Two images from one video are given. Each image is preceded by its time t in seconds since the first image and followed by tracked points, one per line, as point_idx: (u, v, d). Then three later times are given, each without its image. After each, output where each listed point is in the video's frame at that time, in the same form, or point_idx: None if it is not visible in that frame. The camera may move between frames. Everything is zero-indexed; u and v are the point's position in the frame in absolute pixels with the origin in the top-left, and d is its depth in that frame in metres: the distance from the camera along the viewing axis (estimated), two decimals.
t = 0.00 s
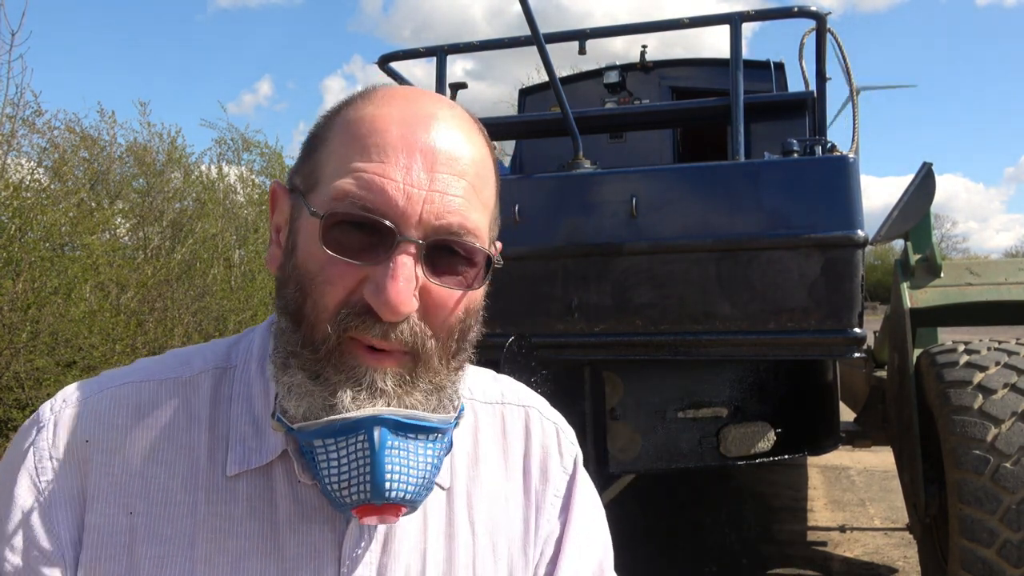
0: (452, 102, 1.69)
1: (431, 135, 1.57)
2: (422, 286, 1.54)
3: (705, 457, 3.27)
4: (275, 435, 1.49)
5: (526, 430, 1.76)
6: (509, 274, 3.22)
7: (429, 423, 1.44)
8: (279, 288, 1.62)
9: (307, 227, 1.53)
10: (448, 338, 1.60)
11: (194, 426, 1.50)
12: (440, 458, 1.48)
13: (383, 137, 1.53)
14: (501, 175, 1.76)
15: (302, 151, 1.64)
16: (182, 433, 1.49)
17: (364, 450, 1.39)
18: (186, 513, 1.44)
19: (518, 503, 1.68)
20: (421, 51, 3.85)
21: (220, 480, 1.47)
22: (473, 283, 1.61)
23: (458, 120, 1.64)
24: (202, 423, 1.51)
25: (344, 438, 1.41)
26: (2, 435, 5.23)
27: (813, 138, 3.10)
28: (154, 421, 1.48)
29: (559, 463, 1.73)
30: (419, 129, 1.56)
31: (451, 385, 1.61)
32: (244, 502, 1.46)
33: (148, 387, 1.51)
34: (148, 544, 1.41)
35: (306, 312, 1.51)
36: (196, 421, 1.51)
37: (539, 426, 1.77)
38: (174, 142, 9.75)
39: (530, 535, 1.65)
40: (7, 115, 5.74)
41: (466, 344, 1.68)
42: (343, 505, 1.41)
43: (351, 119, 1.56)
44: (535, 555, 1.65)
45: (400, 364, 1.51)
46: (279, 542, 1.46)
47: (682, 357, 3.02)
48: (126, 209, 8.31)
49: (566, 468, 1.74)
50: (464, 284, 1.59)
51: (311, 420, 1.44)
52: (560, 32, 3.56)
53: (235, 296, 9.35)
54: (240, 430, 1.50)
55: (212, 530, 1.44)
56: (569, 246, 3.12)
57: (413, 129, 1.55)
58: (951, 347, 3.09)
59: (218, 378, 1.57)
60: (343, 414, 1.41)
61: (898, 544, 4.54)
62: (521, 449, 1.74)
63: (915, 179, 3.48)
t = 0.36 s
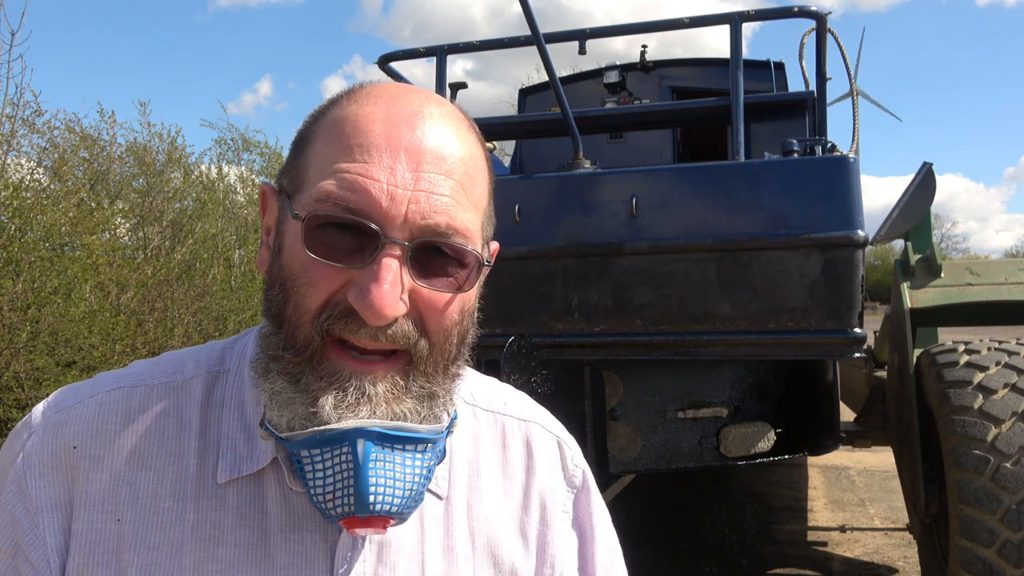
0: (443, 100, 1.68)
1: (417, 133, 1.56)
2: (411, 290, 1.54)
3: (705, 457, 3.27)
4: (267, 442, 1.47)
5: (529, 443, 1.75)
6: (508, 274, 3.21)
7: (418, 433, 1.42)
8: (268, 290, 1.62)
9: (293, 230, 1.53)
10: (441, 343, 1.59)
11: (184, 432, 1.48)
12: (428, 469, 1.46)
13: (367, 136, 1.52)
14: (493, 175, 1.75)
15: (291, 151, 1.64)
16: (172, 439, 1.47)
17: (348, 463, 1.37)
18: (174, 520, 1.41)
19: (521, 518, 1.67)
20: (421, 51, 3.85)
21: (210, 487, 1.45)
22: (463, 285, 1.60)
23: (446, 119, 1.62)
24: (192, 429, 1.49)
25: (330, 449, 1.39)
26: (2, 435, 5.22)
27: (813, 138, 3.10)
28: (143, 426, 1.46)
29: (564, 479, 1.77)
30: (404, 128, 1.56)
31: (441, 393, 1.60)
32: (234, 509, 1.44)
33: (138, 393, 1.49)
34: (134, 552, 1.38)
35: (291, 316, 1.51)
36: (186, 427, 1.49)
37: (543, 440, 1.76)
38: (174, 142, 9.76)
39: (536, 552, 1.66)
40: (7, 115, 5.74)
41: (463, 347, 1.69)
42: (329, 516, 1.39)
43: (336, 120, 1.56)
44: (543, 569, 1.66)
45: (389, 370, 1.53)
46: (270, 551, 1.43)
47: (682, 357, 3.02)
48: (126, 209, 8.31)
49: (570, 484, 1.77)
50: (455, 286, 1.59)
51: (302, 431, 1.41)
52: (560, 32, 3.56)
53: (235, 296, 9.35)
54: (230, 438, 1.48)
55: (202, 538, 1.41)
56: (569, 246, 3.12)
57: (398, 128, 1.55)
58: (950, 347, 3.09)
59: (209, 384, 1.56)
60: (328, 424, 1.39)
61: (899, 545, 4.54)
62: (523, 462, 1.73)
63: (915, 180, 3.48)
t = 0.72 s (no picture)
0: (438, 97, 1.67)
1: (414, 134, 1.56)
2: (411, 286, 1.54)
3: (705, 457, 3.27)
4: (279, 434, 1.46)
5: (530, 432, 1.78)
6: (509, 273, 3.21)
7: (429, 425, 1.42)
8: (276, 288, 1.62)
9: (296, 229, 1.53)
10: (443, 338, 1.60)
11: (199, 425, 1.48)
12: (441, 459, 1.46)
13: (365, 138, 1.52)
14: (492, 170, 1.75)
15: (295, 151, 1.64)
16: (188, 432, 1.46)
17: (364, 457, 1.36)
18: (194, 509, 1.41)
19: (528, 503, 1.69)
20: (421, 51, 3.85)
21: (228, 477, 1.45)
22: (463, 280, 1.60)
23: (443, 119, 1.62)
24: (207, 422, 1.48)
25: (345, 444, 1.37)
26: (2, 435, 5.22)
27: (813, 138, 3.10)
28: (159, 418, 1.46)
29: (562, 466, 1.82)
30: (401, 129, 1.55)
31: (444, 384, 1.62)
32: (253, 498, 1.44)
33: (153, 387, 1.49)
34: (155, 540, 1.38)
35: (296, 315, 1.52)
36: (200, 420, 1.49)
37: (542, 429, 1.81)
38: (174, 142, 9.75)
39: (544, 535, 1.69)
40: (7, 115, 5.74)
41: (466, 340, 1.70)
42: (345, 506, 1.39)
43: (336, 122, 1.56)
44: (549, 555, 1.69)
45: (391, 355, 1.53)
46: (288, 538, 1.43)
47: (682, 357, 3.02)
48: (126, 209, 8.31)
49: (568, 472, 1.82)
50: (456, 281, 1.59)
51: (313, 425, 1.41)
52: (560, 32, 3.56)
53: (235, 296, 9.35)
54: (245, 430, 1.48)
55: (222, 526, 1.41)
56: (569, 246, 3.12)
57: (395, 128, 1.54)
58: (950, 347, 3.08)
59: (221, 379, 1.55)
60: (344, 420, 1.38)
61: (898, 545, 4.54)
62: (527, 450, 1.75)
63: (915, 179, 3.48)
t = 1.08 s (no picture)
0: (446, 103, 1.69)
1: (430, 131, 1.57)
2: (432, 269, 1.55)
3: (705, 457, 3.27)
4: (300, 419, 1.46)
5: (525, 417, 1.79)
6: (509, 273, 3.21)
7: (446, 398, 1.46)
8: (296, 281, 1.61)
9: (320, 221, 1.53)
10: (458, 317, 1.61)
11: (220, 417, 1.47)
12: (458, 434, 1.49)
13: (385, 133, 1.52)
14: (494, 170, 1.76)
15: (311, 154, 1.64)
16: (211, 423, 1.46)
17: (389, 427, 1.40)
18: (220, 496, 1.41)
19: (529, 486, 1.69)
20: (421, 51, 3.85)
21: (251, 464, 1.44)
22: (477, 264, 1.62)
23: (454, 120, 1.63)
24: (228, 413, 1.48)
25: (369, 418, 1.41)
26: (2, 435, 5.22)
27: (813, 138, 3.10)
28: (182, 411, 1.45)
29: (556, 450, 1.81)
30: (418, 126, 1.56)
31: (458, 363, 1.63)
32: (275, 483, 1.44)
33: (174, 383, 1.48)
34: (186, 527, 1.38)
35: (320, 301, 1.52)
36: (221, 413, 1.48)
37: (535, 414, 1.81)
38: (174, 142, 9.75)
39: (544, 517, 1.69)
40: (7, 115, 5.73)
41: (476, 324, 1.71)
42: (370, 478, 1.41)
43: (355, 122, 1.56)
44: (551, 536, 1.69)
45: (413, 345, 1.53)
46: (311, 517, 1.44)
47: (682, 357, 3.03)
48: (126, 209, 8.30)
49: (562, 455, 1.81)
50: (469, 267, 1.60)
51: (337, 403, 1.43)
52: (560, 32, 3.56)
53: (235, 296, 9.34)
54: (265, 417, 1.47)
55: (248, 511, 1.41)
56: (569, 246, 3.12)
57: (413, 125, 1.55)
58: (950, 347, 3.09)
59: (239, 373, 1.54)
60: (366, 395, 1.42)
61: (898, 545, 4.54)
62: (524, 436, 1.76)
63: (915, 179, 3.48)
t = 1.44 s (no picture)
0: (469, 116, 1.68)
1: (455, 146, 1.57)
2: (456, 277, 1.56)
3: (705, 457, 3.27)
4: (332, 411, 1.48)
5: (535, 422, 1.79)
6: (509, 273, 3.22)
7: (472, 400, 1.49)
8: (332, 286, 1.64)
9: (353, 231, 1.55)
10: (482, 323, 1.63)
11: (257, 405, 1.49)
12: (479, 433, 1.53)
13: (411, 149, 1.53)
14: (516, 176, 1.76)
15: (345, 163, 1.65)
16: (248, 410, 1.48)
17: (419, 425, 1.43)
18: (255, 480, 1.43)
19: (540, 487, 1.69)
20: (421, 51, 3.85)
21: (284, 450, 1.46)
22: (500, 271, 1.62)
23: (477, 133, 1.64)
24: (265, 401, 1.50)
25: (400, 415, 1.44)
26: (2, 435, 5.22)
27: (813, 138, 3.10)
28: (222, 398, 1.47)
29: (564, 455, 1.80)
30: (444, 140, 1.56)
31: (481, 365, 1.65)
32: (305, 470, 1.45)
33: (214, 371, 1.50)
34: (222, 508, 1.39)
35: (354, 307, 1.55)
36: (258, 401, 1.49)
37: (544, 419, 1.81)
38: (174, 142, 9.75)
39: (553, 520, 1.68)
40: (7, 115, 5.73)
41: (497, 326, 1.72)
42: (397, 471, 1.44)
43: (384, 137, 1.57)
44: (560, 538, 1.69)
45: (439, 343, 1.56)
46: (338, 505, 1.45)
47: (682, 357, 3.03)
48: (126, 209, 8.31)
49: (569, 461, 1.79)
50: (492, 275, 1.60)
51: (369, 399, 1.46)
52: (560, 32, 3.56)
53: (234, 296, 9.34)
54: (299, 408, 1.49)
55: (282, 495, 1.43)
56: (569, 246, 3.12)
57: (438, 140, 1.55)
58: (950, 347, 3.09)
59: (274, 365, 1.56)
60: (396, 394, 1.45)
61: (898, 545, 4.54)
62: (534, 439, 1.75)
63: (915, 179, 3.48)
